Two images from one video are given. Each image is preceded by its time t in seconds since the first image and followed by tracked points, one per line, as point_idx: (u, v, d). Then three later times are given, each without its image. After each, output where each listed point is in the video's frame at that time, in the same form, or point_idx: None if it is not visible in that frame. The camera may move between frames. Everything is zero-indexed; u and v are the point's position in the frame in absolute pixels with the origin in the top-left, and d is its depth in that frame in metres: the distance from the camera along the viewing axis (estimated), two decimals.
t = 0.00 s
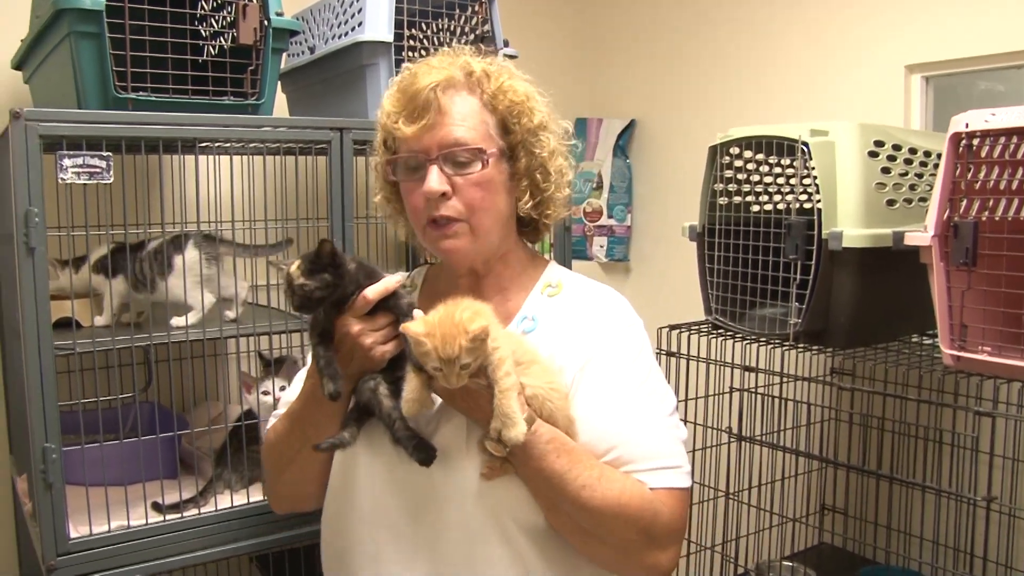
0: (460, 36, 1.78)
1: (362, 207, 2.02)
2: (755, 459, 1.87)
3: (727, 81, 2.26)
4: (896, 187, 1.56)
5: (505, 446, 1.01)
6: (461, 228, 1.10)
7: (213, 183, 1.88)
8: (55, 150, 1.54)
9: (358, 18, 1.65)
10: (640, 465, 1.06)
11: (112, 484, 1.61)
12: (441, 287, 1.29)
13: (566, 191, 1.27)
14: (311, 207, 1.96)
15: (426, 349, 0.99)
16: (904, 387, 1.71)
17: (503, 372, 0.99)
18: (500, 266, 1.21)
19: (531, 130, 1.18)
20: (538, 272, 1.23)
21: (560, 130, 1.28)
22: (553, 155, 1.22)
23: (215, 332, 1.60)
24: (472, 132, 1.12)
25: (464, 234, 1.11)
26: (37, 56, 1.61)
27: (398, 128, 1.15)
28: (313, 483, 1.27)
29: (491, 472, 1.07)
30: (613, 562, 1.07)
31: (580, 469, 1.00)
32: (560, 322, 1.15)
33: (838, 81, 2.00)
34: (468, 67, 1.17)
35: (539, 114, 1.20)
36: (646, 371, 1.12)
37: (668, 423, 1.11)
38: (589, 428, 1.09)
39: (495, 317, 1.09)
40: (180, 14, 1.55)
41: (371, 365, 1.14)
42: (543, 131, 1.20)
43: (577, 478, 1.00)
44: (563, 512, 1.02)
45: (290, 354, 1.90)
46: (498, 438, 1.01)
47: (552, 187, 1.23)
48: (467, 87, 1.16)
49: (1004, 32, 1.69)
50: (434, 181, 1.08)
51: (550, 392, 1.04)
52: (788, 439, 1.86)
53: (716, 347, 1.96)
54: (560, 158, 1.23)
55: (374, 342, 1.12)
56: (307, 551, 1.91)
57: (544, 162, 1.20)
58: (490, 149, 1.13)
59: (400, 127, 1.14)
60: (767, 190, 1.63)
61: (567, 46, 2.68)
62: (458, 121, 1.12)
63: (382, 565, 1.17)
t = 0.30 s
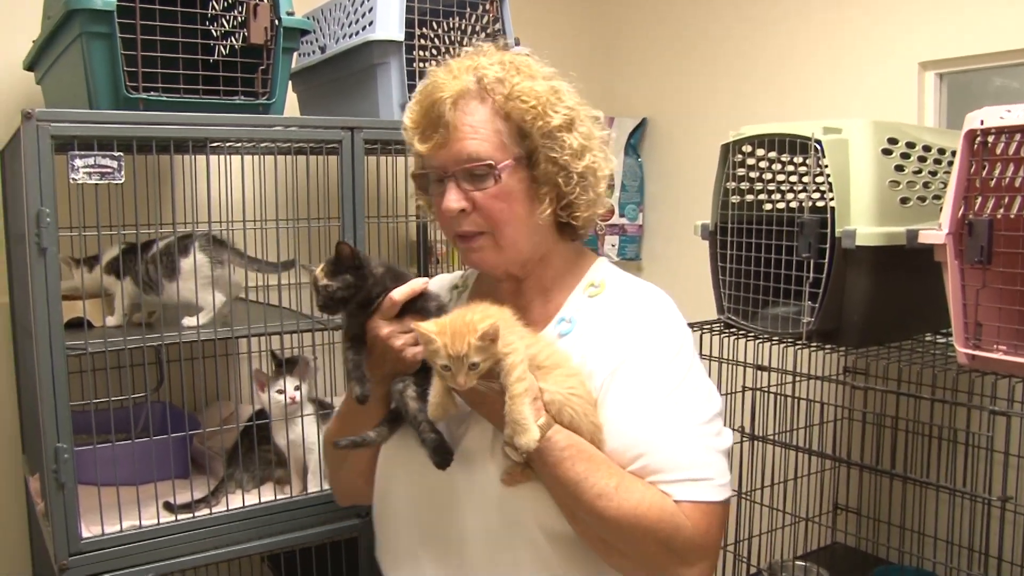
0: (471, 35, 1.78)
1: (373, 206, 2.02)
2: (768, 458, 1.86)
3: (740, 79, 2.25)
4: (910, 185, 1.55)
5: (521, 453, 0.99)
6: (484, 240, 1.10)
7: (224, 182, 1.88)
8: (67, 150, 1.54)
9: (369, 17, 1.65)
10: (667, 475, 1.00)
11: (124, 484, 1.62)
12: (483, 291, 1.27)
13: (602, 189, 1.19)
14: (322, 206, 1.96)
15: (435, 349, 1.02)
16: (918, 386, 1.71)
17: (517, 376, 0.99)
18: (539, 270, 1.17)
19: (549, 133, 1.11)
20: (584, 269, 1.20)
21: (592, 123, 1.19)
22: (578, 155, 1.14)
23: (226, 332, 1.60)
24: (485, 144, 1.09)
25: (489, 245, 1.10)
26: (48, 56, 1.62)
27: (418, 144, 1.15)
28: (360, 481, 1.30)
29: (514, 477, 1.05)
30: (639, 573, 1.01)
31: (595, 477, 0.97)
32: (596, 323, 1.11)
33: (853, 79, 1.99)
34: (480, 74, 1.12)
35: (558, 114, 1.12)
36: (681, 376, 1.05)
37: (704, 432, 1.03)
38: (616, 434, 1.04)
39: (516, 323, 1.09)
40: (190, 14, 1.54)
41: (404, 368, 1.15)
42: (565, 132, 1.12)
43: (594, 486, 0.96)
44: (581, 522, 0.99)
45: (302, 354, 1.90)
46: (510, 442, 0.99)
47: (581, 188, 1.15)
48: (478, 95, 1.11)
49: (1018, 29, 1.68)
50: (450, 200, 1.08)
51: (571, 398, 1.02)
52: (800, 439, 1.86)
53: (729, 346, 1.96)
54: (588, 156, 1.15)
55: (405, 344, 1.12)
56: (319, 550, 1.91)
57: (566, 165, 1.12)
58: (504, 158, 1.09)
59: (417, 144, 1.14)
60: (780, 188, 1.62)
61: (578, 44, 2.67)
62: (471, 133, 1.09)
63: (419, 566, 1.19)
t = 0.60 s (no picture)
0: (456, 29, 1.77)
1: (359, 201, 2.02)
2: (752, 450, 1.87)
3: (728, 74, 2.26)
4: (894, 177, 1.56)
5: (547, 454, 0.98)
6: (521, 244, 1.09)
7: (208, 177, 1.87)
8: (46, 144, 1.52)
9: (353, 10, 1.64)
10: (692, 480, 0.94)
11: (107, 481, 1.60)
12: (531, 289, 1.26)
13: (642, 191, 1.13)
14: (307, 201, 1.95)
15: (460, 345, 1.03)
16: (901, 377, 1.72)
17: (541, 376, 0.99)
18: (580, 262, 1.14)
19: (581, 137, 1.06)
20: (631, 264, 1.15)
21: (632, 117, 1.13)
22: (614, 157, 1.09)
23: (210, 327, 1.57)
24: (515, 150, 1.06)
25: (522, 246, 1.09)
26: (27, 50, 1.60)
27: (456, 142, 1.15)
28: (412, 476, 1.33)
29: (542, 475, 1.05)
30: None
31: (615, 478, 0.94)
32: (634, 319, 1.07)
33: (841, 74, 2.00)
34: (510, 75, 1.08)
35: (592, 115, 1.07)
36: (713, 376, 0.98)
37: (733, 436, 0.96)
38: (645, 435, 1.00)
39: (547, 322, 1.10)
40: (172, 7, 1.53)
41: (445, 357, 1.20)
42: (598, 134, 1.07)
43: (612, 488, 0.93)
44: (604, 524, 0.96)
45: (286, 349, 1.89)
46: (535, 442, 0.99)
47: (617, 192, 1.10)
48: (508, 98, 1.07)
49: (1000, 24, 1.70)
50: (484, 206, 1.08)
51: (596, 397, 1.01)
52: (784, 431, 1.88)
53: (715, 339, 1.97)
54: (625, 158, 1.09)
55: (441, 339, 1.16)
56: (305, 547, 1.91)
57: (599, 170, 1.08)
58: (534, 164, 1.06)
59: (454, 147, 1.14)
60: (764, 180, 1.62)
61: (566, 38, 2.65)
62: (502, 137, 1.07)
63: (461, 563, 1.22)
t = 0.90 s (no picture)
0: (438, 24, 1.77)
1: (340, 198, 2.02)
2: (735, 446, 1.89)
3: (713, 71, 2.27)
4: (872, 173, 1.58)
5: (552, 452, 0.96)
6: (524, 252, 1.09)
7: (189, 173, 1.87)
8: (25, 139, 1.51)
9: (334, 6, 1.64)
10: (689, 480, 0.87)
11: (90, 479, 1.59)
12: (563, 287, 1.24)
13: (644, 214, 1.03)
14: (289, 196, 1.95)
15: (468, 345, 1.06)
16: (880, 370, 1.74)
17: (543, 375, 0.97)
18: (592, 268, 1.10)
19: (570, 160, 1.01)
20: (655, 261, 1.08)
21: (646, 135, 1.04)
22: (606, 182, 1.01)
23: (193, 324, 1.56)
24: (515, 165, 1.05)
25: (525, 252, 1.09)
26: (6, 45, 1.59)
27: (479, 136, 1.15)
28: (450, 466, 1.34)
29: (550, 470, 1.04)
30: None
31: (612, 474, 0.90)
32: (651, 316, 1.00)
33: (827, 70, 1.99)
34: (516, 87, 1.05)
35: (587, 138, 1.00)
36: (719, 372, 0.90)
37: (735, 435, 0.88)
38: (648, 433, 0.93)
39: (556, 324, 1.08)
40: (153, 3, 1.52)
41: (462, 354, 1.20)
42: (590, 158, 1.01)
43: (606, 486, 0.89)
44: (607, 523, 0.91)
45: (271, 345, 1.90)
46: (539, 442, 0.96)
47: (608, 217, 1.03)
48: (510, 113, 1.04)
49: (978, 21, 1.72)
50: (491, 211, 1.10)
51: (597, 395, 0.97)
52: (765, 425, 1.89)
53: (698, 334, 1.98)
54: (619, 183, 1.01)
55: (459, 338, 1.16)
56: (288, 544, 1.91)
57: (586, 194, 1.02)
58: (532, 180, 1.05)
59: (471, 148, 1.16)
60: (745, 175, 1.63)
61: (552, 32, 2.64)
62: (506, 149, 1.06)
63: (488, 555, 1.22)
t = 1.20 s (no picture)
0: (426, 23, 1.78)
1: (329, 196, 2.02)
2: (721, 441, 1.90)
3: (702, 69, 2.28)
4: (858, 170, 1.59)
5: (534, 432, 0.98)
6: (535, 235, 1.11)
7: (178, 171, 1.87)
8: (12, 136, 1.50)
9: (322, 4, 1.64)
10: (658, 469, 0.87)
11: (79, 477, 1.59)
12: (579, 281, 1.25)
13: (647, 207, 1.03)
14: (278, 194, 1.96)
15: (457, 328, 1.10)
16: (866, 366, 1.76)
17: (529, 358, 1.00)
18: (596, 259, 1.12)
19: (574, 149, 1.01)
20: (662, 256, 1.08)
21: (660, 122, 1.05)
22: (608, 171, 1.01)
23: (181, 321, 1.56)
24: (526, 152, 1.06)
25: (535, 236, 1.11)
26: None
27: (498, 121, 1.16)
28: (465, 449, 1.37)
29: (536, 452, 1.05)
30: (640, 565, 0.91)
31: (584, 456, 0.91)
32: (645, 309, 1.00)
33: (815, 67, 2.01)
34: (532, 76, 1.06)
35: (591, 128, 1.00)
36: (702, 366, 0.89)
37: (709, 429, 0.87)
38: (627, 420, 0.93)
39: (554, 311, 1.10)
40: None
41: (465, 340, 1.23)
42: (593, 147, 1.00)
43: (578, 469, 0.91)
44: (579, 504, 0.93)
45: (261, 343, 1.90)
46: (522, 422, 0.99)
47: (609, 205, 1.02)
48: (524, 100, 1.05)
49: (963, 20, 1.74)
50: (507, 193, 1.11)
51: (580, 380, 0.99)
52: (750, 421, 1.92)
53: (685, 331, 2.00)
54: (620, 173, 1.00)
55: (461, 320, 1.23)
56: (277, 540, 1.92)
57: (588, 182, 1.01)
58: (541, 166, 1.05)
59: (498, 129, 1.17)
60: (732, 173, 1.64)
61: (542, 28, 2.64)
62: (519, 136, 1.07)
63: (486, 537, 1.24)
